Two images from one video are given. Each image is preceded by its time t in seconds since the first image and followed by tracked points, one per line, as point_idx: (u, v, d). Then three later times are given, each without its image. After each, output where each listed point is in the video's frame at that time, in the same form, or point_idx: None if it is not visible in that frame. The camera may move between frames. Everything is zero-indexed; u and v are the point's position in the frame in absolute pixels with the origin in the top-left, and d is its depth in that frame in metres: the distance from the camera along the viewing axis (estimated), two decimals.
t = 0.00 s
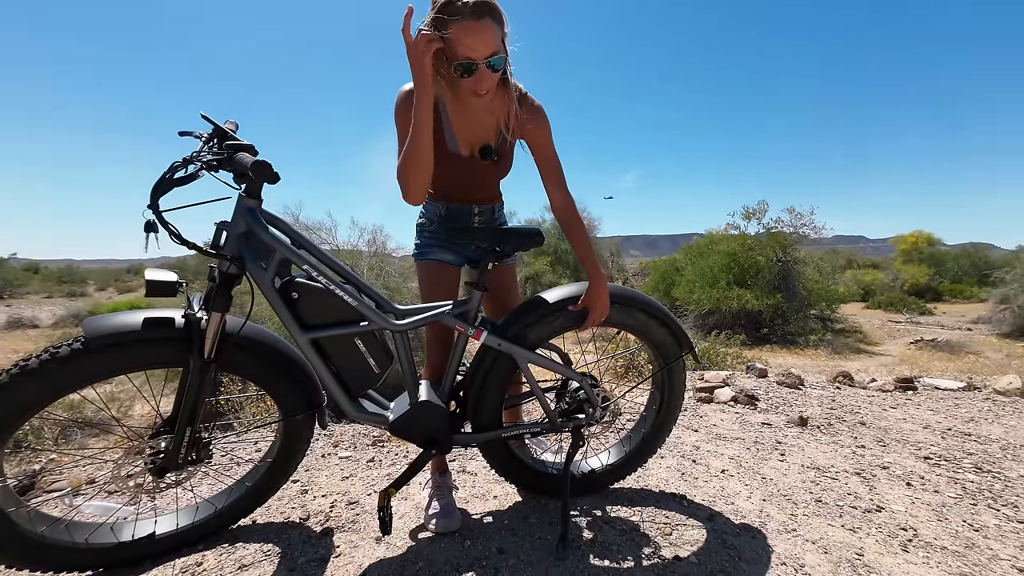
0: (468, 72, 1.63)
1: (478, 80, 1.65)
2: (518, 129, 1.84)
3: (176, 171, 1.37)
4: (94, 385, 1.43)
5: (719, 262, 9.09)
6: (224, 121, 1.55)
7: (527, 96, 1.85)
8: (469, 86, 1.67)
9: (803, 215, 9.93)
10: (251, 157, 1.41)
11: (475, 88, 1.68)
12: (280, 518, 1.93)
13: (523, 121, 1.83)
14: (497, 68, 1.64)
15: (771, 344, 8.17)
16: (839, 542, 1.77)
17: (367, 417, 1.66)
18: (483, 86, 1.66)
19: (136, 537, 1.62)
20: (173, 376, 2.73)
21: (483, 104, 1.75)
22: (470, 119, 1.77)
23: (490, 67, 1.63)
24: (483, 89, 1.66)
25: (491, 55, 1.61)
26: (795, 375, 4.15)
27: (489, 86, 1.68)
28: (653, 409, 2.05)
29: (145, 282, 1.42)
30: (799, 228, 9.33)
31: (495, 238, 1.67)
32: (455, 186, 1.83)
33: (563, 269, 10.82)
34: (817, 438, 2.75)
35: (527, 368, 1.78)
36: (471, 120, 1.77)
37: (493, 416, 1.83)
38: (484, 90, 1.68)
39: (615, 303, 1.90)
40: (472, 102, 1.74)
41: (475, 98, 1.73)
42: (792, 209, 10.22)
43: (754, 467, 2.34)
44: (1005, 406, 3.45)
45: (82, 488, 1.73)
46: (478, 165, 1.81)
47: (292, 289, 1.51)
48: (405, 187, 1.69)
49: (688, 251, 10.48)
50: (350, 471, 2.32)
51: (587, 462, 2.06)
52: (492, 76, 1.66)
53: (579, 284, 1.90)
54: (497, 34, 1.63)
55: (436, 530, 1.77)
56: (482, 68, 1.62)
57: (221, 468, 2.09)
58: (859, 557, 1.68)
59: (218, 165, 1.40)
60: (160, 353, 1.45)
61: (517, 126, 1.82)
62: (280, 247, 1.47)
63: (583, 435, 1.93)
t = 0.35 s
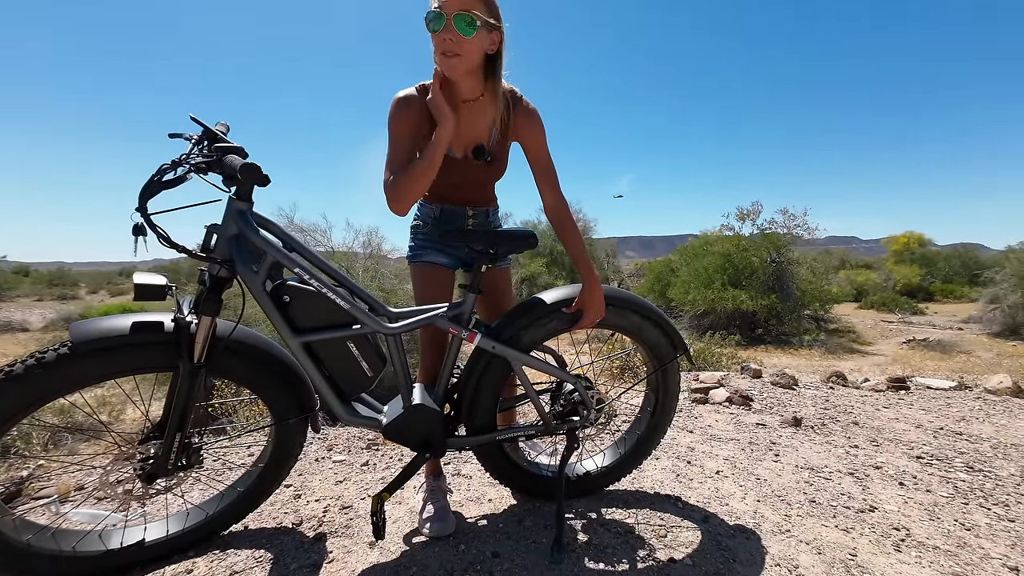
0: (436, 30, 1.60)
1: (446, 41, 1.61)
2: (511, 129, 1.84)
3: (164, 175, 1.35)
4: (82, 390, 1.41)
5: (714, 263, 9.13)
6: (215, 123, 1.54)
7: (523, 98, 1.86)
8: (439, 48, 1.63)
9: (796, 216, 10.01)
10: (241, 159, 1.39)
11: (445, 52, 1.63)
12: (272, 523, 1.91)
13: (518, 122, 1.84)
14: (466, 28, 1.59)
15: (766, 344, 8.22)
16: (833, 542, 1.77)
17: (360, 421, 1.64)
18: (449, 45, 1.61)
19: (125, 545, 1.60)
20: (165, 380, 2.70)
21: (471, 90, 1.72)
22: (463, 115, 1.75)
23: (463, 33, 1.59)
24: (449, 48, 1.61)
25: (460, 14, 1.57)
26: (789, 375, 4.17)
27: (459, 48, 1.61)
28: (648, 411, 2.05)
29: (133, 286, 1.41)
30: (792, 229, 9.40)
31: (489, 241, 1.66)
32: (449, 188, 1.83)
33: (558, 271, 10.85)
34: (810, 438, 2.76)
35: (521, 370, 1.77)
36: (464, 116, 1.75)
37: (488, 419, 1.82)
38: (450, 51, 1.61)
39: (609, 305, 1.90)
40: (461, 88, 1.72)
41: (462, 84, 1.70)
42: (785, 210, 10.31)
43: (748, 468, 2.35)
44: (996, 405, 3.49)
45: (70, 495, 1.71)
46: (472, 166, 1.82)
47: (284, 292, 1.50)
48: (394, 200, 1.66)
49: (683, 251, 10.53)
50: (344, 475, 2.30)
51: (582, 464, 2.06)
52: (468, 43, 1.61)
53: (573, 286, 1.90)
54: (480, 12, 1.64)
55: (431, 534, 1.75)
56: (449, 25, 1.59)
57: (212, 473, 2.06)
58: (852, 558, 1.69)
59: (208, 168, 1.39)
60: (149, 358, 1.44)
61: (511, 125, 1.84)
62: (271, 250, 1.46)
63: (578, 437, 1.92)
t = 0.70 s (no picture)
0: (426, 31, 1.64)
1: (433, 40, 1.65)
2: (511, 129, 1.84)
3: (150, 176, 1.33)
4: (66, 396, 1.38)
5: (707, 264, 9.19)
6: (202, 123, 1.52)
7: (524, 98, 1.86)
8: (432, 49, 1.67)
9: (788, 217, 10.12)
10: (227, 161, 1.38)
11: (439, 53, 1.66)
12: (262, 529, 1.88)
13: (517, 123, 1.84)
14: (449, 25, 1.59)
15: (758, 344, 8.28)
16: (824, 542, 1.78)
17: (351, 425, 1.62)
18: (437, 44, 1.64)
19: (110, 553, 1.57)
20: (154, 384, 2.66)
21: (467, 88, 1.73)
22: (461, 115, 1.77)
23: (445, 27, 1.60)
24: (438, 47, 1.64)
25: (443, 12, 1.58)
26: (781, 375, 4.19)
27: (445, 44, 1.63)
28: (641, 412, 2.05)
29: (118, 290, 1.39)
30: (784, 230, 9.49)
31: (481, 243, 1.65)
32: (446, 188, 1.82)
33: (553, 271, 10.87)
34: (802, 438, 2.78)
35: (514, 372, 1.76)
36: (462, 116, 1.76)
37: (481, 421, 1.81)
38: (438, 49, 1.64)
39: (601, 307, 1.90)
40: (458, 87, 1.73)
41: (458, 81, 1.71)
42: (777, 211, 10.43)
43: (741, 468, 2.36)
44: (984, 404, 3.53)
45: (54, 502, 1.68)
46: (471, 166, 1.79)
47: (273, 295, 1.49)
48: (392, 194, 1.66)
49: (677, 252, 10.59)
50: (336, 480, 2.27)
51: (575, 466, 2.05)
52: (452, 37, 1.62)
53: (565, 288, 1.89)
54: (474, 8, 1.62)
55: (423, 538, 1.74)
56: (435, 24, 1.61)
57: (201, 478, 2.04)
58: (843, 557, 1.70)
59: (194, 169, 1.37)
60: (136, 362, 1.41)
61: (510, 125, 1.83)
62: (259, 253, 1.44)
63: (571, 439, 1.92)
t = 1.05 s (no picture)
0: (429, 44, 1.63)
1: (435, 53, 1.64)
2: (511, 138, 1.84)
3: (135, 178, 1.31)
4: (49, 403, 1.35)
5: (701, 266, 9.24)
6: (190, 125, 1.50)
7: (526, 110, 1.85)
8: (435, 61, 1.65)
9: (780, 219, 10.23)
10: (213, 164, 1.35)
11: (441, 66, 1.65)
12: (252, 536, 1.85)
13: (518, 133, 1.83)
14: (450, 43, 1.59)
15: (751, 345, 8.34)
16: (817, 543, 1.79)
17: (342, 430, 1.60)
18: (440, 60, 1.63)
19: (94, 564, 1.53)
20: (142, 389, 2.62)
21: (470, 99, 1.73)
22: (462, 124, 1.76)
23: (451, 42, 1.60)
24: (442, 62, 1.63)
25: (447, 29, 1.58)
26: (774, 376, 4.22)
27: (448, 60, 1.62)
28: (635, 415, 2.04)
29: (103, 294, 1.36)
30: (776, 232, 9.57)
31: (473, 245, 1.64)
32: (442, 192, 1.81)
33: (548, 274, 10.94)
34: (795, 439, 2.79)
35: (507, 376, 1.75)
36: (462, 125, 1.76)
37: (474, 425, 1.80)
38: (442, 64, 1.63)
39: (594, 309, 1.90)
40: (459, 96, 1.72)
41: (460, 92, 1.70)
42: (769, 213, 10.53)
43: (735, 470, 2.36)
44: (973, 403, 3.57)
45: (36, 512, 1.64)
46: (469, 172, 1.78)
47: (262, 299, 1.46)
48: (389, 194, 1.64)
49: (670, 254, 10.65)
50: (328, 485, 2.24)
51: (569, 469, 2.04)
52: (455, 53, 1.61)
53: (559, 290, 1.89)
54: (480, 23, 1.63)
55: (415, 544, 1.72)
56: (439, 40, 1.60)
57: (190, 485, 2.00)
58: (836, 558, 1.70)
59: (180, 172, 1.35)
60: (121, 368, 1.39)
61: (510, 135, 1.84)
62: (248, 256, 1.42)
63: (565, 442, 1.91)
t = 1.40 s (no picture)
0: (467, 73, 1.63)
1: (473, 84, 1.64)
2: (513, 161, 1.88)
3: (133, 189, 1.31)
4: (46, 413, 1.34)
5: (699, 269, 9.26)
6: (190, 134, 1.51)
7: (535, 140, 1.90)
8: (466, 88, 1.65)
9: (777, 222, 10.27)
10: (212, 173, 1.36)
11: (472, 93, 1.65)
12: (250, 547, 1.83)
13: (519, 154, 1.86)
14: (500, 81, 1.64)
15: (751, 349, 8.34)
16: (820, 549, 1.77)
17: (342, 438, 1.59)
18: (478, 91, 1.64)
19: None
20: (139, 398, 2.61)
21: (485, 125, 1.74)
22: (468, 144, 1.77)
23: (496, 80, 1.64)
24: (479, 94, 1.64)
25: (495, 66, 1.62)
26: (774, 380, 4.21)
27: (487, 94, 1.65)
28: (636, 421, 2.03)
29: (101, 304, 1.36)
30: (774, 235, 9.60)
31: (473, 252, 1.64)
32: (439, 203, 1.81)
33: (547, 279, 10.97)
34: (797, 443, 2.78)
35: (507, 383, 1.75)
36: (467, 145, 1.77)
37: (474, 432, 1.79)
38: (477, 95, 1.65)
39: (594, 315, 1.90)
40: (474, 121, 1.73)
41: (474, 116, 1.69)
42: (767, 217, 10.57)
43: (736, 475, 2.35)
44: (973, 406, 3.57)
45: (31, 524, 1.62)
46: (468, 188, 1.79)
47: (260, 308, 1.46)
48: (385, 203, 1.64)
49: (669, 258, 10.68)
50: (327, 494, 2.23)
51: (570, 476, 2.03)
52: (497, 91, 1.66)
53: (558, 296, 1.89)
54: (513, 60, 1.68)
55: (415, 554, 1.70)
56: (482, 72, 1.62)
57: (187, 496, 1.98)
58: (839, 564, 1.69)
59: (179, 182, 1.35)
60: (119, 378, 1.38)
61: (512, 157, 1.86)
62: (247, 264, 1.42)
63: (565, 449, 1.90)
